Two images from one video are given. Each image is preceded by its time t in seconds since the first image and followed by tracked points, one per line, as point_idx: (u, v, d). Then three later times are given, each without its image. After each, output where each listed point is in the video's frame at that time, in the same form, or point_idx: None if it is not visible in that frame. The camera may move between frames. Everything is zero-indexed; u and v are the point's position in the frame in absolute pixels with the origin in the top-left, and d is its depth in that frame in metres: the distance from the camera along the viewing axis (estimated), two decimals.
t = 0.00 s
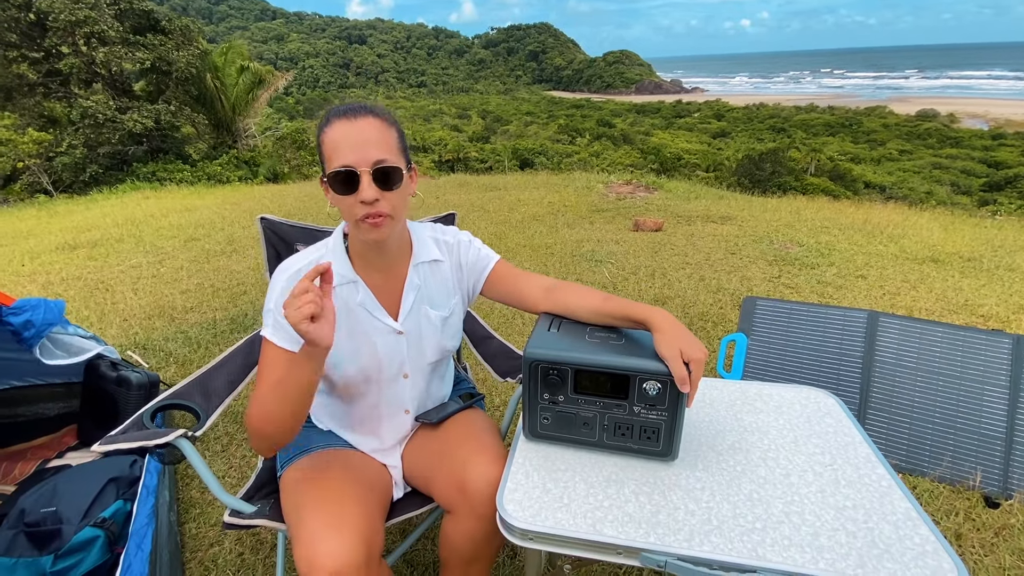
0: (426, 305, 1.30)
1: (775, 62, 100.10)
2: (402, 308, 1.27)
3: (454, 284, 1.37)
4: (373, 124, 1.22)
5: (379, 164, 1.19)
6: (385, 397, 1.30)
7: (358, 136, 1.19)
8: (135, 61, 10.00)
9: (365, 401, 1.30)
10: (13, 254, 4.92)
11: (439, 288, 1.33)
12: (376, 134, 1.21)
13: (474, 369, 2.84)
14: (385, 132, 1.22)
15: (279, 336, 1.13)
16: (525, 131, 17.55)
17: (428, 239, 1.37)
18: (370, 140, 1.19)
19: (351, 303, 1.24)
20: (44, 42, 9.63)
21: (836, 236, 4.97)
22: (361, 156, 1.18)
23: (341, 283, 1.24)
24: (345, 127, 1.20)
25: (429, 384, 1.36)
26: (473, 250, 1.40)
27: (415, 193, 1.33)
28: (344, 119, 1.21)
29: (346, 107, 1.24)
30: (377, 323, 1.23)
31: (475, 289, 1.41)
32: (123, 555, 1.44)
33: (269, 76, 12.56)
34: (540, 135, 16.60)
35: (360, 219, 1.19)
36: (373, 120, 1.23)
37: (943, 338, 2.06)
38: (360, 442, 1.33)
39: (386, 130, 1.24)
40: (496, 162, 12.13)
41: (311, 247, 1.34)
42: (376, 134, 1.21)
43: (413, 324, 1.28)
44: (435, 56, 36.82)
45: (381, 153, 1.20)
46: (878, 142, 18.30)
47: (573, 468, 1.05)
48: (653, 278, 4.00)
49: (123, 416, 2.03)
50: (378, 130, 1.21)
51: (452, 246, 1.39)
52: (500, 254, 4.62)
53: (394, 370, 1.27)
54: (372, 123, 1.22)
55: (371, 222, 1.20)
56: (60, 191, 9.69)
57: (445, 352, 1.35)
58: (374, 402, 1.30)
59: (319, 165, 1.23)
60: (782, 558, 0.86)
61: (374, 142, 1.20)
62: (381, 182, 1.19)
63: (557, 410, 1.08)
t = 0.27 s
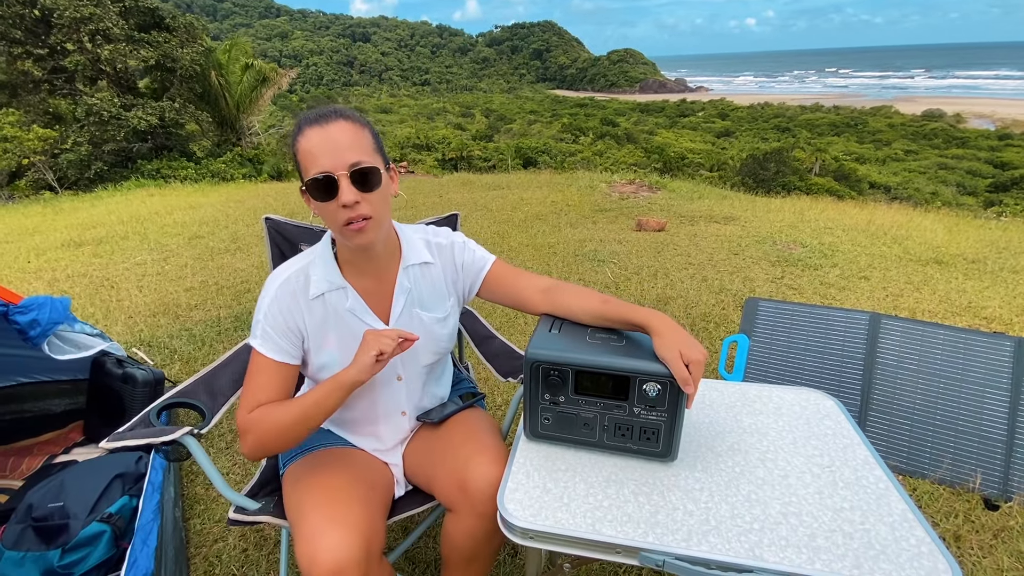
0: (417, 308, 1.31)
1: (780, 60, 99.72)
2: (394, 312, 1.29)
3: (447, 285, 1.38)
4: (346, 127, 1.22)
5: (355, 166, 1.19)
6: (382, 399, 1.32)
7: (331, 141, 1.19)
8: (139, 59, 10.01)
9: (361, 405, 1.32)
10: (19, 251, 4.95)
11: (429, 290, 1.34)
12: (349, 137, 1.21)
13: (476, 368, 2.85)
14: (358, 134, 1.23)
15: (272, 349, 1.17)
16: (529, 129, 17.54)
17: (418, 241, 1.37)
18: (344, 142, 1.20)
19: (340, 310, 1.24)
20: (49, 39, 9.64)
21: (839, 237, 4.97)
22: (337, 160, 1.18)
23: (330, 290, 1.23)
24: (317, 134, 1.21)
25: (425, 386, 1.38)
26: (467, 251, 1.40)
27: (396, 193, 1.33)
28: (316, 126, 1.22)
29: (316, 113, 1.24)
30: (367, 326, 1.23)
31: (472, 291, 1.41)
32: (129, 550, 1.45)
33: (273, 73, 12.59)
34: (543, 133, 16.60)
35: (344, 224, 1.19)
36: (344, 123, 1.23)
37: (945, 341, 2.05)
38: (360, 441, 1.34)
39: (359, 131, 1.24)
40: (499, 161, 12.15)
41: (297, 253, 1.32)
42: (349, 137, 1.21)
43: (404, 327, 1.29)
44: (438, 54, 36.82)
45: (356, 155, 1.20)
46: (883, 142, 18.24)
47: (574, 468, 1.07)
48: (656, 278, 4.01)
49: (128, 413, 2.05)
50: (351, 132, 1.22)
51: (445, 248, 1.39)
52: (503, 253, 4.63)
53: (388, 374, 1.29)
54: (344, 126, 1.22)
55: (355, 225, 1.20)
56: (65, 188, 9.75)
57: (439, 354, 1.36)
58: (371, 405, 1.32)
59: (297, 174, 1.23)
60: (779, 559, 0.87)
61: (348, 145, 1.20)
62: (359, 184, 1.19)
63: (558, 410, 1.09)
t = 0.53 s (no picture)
0: (407, 305, 1.31)
1: (782, 59, 99.45)
2: (384, 309, 1.28)
3: (439, 282, 1.37)
4: (330, 121, 1.23)
5: (339, 159, 1.20)
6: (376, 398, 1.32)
7: (314, 135, 1.20)
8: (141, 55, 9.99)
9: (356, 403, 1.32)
10: (20, 247, 4.97)
11: (420, 288, 1.33)
12: (332, 130, 1.22)
13: (475, 364, 2.86)
14: (341, 128, 1.24)
15: (270, 348, 1.21)
16: (531, 127, 17.53)
17: (408, 237, 1.37)
18: (327, 136, 1.21)
19: (330, 309, 1.23)
20: (50, 35, 9.62)
21: (840, 235, 4.96)
22: (320, 154, 1.19)
23: (319, 290, 1.23)
24: (301, 129, 1.22)
25: (421, 383, 1.37)
26: (460, 248, 1.39)
27: (383, 188, 1.33)
28: (298, 121, 1.23)
29: (299, 109, 1.25)
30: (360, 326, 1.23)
31: (466, 287, 1.41)
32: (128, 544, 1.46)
33: (274, 70, 12.59)
34: (545, 131, 16.58)
35: (329, 218, 1.19)
36: (327, 117, 1.24)
37: (944, 338, 2.05)
38: (357, 437, 1.34)
39: (342, 125, 1.25)
40: (500, 159, 12.14)
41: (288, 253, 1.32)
42: (332, 130, 1.22)
43: (395, 324, 1.29)
44: (440, 51, 36.79)
45: (339, 148, 1.21)
46: (886, 141, 18.18)
47: (570, 463, 1.07)
48: (656, 276, 4.01)
49: (128, 407, 2.06)
50: (334, 126, 1.23)
51: (436, 244, 1.38)
52: (503, 251, 4.63)
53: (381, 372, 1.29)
54: (328, 120, 1.23)
55: (340, 217, 1.20)
56: (66, 184, 9.77)
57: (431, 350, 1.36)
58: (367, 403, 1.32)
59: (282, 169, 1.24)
60: (774, 553, 0.87)
61: (331, 138, 1.21)
62: (344, 177, 1.20)
63: (554, 404, 1.09)
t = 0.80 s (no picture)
0: (414, 300, 1.31)
1: (782, 57, 99.40)
2: (391, 304, 1.28)
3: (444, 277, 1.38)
4: (333, 117, 1.25)
5: (343, 152, 1.20)
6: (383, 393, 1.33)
7: (318, 129, 1.21)
8: (139, 52, 9.90)
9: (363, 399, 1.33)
10: (18, 244, 4.96)
11: (426, 282, 1.34)
12: (336, 125, 1.23)
13: (474, 361, 2.87)
14: (344, 123, 1.25)
15: (279, 347, 1.21)
16: (530, 125, 17.51)
17: (412, 233, 1.37)
18: (331, 130, 1.22)
19: (338, 306, 1.24)
20: (48, 32, 9.53)
21: (838, 233, 4.97)
22: (324, 147, 1.20)
23: (327, 287, 1.23)
24: (305, 124, 1.23)
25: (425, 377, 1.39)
26: (464, 244, 1.41)
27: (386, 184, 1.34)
28: (302, 116, 1.24)
29: (303, 105, 1.26)
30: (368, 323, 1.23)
31: (470, 282, 1.43)
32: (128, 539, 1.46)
33: (273, 67, 12.55)
34: (544, 129, 16.57)
35: (333, 211, 1.20)
36: (331, 112, 1.25)
37: (941, 336, 2.07)
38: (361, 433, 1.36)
39: (345, 120, 1.26)
40: (500, 156, 12.14)
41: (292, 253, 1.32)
42: (336, 125, 1.24)
43: (403, 319, 1.29)
44: (439, 49, 36.72)
45: (343, 142, 1.22)
46: (885, 139, 18.19)
47: (568, 459, 1.08)
48: (655, 273, 4.02)
49: (127, 404, 2.07)
50: (338, 121, 1.24)
51: (440, 239, 1.40)
52: (502, 248, 4.64)
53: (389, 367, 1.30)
54: (331, 115, 1.25)
55: (344, 210, 1.20)
56: (64, 181, 9.75)
57: (437, 344, 1.37)
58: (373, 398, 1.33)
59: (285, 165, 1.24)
60: (770, 547, 0.88)
61: (336, 133, 1.22)
62: (347, 170, 1.20)
63: (553, 401, 1.10)
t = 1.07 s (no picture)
0: (414, 298, 1.32)
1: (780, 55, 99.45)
2: (390, 302, 1.28)
3: (444, 276, 1.39)
4: (347, 117, 1.25)
5: (357, 153, 1.21)
6: (382, 390, 1.32)
7: (332, 127, 1.21)
8: (136, 48, 9.88)
9: (362, 397, 1.32)
10: (15, 242, 4.95)
11: (426, 281, 1.35)
12: (349, 125, 1.24)
13: (472, 359, 2.87)
14: (356, 123, 1.26)
15: (277, 344, 1.21)
16: (528, 122, 17.49)
17: (412, 232, 1.38)
18: (345, 130, 1.22)
19: (338, 304, 1.24)
20: (44, 28, 9.49)
21: (836, 231, 4.98)
22: (340, 146, 1.20)
23: (326, 285, 1.23)
24: (320, 121, 1.23)
25: (424, 374, 1.39)
26: (468, 245, 1.43)
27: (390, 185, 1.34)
28: (316, 113, 1.24)
29: (317, 102, 1.26)
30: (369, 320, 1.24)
31: (471, 283, 1.44)
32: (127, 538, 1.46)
33: (270, 64, 12.52)
34: (543, 126, 16.56)
35: (343, 211, 1.20)
36: (343, 112, 1.26)
37: (938, 333, 2.08)
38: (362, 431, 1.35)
39: (357, 120, 1.27)
40: (498, 154, 12.14)
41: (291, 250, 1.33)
42: (349, 125, 1.24)
43: (402, 317, 1.29)
44: (437, 46, 36.65)
45: (358, 142, 1.22)
46: (883, 137, 18.22)
47: (567, 456, 1.08)
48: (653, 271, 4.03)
49: (125, 402, 2.07)
50: (351, 122, 1.24)
51: (441, 241, 1.40)
52: (500, 246, 4.64)
53: (388, 364, 1.29)
54: (344, 115, 1.25)
55: (354, 211, 1.20)
56: (60, 179, 9.73)
57: (438, 343, 1.37)
58: (372, 396, 1.32)
59: (296, 159, 1.24)
60: (768, 543, 0.88)
61: (351, 133, 1.23)
62: (361, 172, 1.21)
63: (553, 399, 1.10)
